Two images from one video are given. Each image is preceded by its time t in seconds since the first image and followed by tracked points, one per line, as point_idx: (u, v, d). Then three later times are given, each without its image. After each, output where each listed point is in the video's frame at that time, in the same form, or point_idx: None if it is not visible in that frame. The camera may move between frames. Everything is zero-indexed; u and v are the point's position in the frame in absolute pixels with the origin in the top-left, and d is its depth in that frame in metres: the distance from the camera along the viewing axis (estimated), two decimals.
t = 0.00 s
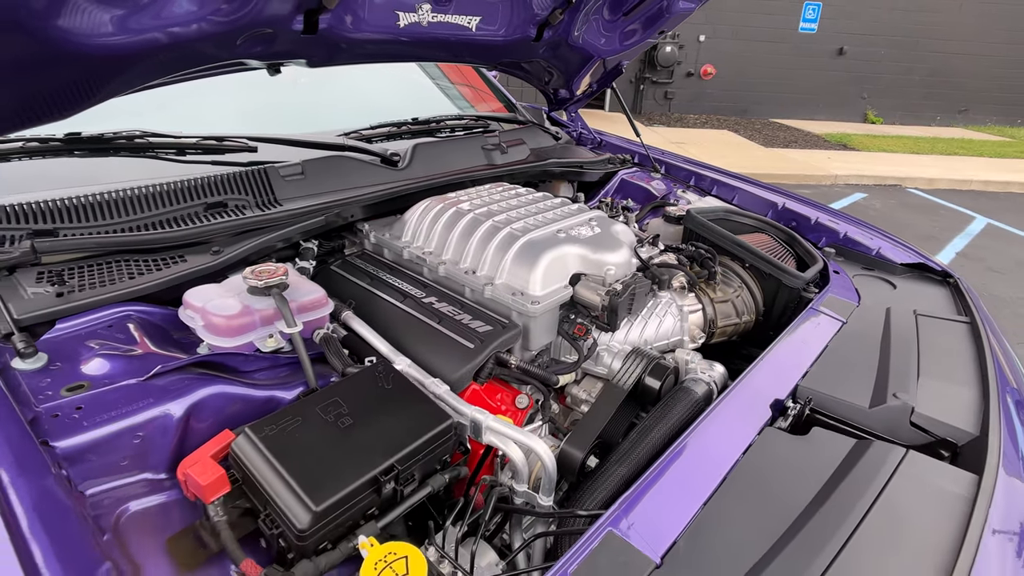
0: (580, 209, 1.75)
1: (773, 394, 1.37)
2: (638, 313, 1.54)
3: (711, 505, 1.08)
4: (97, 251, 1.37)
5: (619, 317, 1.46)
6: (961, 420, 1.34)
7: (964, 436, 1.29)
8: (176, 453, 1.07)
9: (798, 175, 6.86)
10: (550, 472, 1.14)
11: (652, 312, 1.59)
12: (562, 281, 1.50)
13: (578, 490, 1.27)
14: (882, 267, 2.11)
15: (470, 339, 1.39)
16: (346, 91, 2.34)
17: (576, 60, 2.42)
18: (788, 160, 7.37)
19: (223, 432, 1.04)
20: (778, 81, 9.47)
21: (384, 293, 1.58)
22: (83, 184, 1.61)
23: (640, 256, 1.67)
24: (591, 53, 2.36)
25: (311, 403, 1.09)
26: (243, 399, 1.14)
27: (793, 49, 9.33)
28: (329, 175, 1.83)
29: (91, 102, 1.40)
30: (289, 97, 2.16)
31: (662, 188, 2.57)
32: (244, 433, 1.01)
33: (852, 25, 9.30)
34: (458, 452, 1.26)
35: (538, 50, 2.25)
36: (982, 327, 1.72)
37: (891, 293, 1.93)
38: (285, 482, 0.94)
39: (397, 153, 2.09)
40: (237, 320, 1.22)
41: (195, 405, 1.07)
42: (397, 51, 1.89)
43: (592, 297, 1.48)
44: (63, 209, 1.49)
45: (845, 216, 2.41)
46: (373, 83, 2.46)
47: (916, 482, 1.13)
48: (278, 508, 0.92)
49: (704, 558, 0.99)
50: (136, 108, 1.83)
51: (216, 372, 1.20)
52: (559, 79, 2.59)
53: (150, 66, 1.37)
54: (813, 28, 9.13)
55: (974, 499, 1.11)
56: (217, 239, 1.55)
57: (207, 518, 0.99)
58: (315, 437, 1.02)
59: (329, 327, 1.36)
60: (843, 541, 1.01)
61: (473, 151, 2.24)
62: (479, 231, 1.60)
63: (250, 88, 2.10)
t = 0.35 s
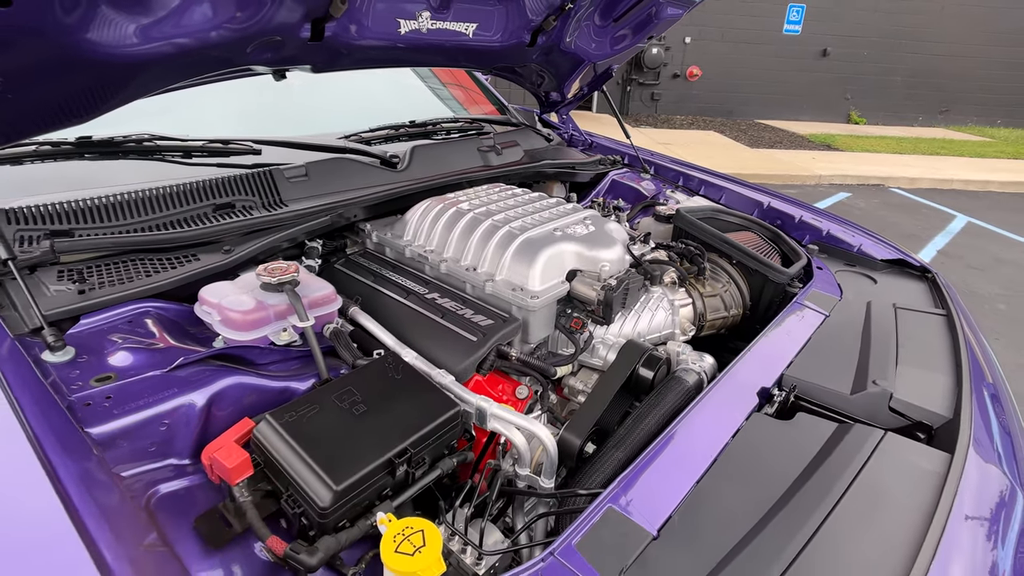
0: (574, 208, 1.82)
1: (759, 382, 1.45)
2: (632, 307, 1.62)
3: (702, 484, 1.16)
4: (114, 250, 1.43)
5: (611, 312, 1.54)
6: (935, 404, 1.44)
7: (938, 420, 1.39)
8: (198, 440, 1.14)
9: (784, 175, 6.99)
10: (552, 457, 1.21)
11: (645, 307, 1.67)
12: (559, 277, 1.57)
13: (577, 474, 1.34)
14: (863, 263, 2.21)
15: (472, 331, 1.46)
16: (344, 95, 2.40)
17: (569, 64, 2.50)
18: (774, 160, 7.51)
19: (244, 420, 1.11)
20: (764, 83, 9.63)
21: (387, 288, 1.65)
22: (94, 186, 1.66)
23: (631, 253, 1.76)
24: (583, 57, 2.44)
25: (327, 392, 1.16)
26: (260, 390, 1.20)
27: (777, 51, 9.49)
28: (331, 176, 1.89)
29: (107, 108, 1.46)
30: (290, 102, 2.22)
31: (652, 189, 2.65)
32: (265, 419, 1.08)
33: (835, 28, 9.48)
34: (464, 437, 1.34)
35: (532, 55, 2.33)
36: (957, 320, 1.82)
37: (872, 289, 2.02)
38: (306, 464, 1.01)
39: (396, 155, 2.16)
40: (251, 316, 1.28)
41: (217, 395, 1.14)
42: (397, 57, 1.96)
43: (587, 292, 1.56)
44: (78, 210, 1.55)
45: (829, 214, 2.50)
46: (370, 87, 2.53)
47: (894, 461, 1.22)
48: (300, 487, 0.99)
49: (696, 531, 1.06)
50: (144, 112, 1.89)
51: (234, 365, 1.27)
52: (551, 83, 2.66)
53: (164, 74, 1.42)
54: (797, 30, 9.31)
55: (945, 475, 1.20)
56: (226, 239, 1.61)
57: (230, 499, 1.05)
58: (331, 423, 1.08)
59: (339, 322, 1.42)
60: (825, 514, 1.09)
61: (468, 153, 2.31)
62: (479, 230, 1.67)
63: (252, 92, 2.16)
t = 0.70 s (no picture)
0: (563, 210, 1.88)
1: (742, 378, 1.51)
2: (619, 306, 1.67)
3: (685, 474, 1.22)
4: (117, 253, 1.48)
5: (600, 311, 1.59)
6: (910, 399, 1.50)
7: (912, 413, 1.45)
8: (201, 434, 1.19)
9: (774, 176, 7.08)
10: (541, 449, 1.27)
11: (633, 305, 1.73)
12: (549, 277, 1.63)
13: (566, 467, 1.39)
14: (846, 263, 2.27)
15: (464, 330, 1.52)
16: (339, 99, 2.45)
17: (560, 68, 2.55)
18: (765, 161, 7.59)
19: (245, 415, 1.16)
20: (755, 84, 9.72)
21: (382, 289, 1.70)
22: (97, 190, 1.71)
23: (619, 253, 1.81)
24: (574, 61, 2.49)
25: (325, 387, 1.20)
26: (259, 386, 1.25)
27: (769, 53, 9.58)
28: (327, 179, 1.94)
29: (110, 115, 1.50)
30: (286, 106, 2.27)
31: (642, 191, 2.71)
32: (265, 414, 1.12)
33: (825, 30, 9.58)
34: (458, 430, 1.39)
35: (524, 60, 2.38)
36: (935, 318, 1.88)
37: (854, 288, 2.09)
38: (305, 456, 1.05)
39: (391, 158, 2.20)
40: (250, 316, 1.32)
41: (219, 392, 1.19)
42: (392, 63, 2.00)
43: (576, 291, 1.61)
44: (81, 213, 1.59)
45: (814, 216, 2.57)
46: (365, 91, 2.58)
47: (868, 452, 1.28)
48: (300, 478, 1.04)
49: (678, 518, 1.12)
50: (143, 117, 1.93)
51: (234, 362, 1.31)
52: (543, 87, 2.72)
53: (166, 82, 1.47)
54: (788, 32, 9.42)
55: (915, 465, 1.26)
56: (225, 240, 1.65)
57: (233, 490, 1.10)
58: (330, 417, 1.13)
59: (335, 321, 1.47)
60: (800, 502, 1.15)
61: (461, 156, 2.36)
62: (472, 231, 1.72)
63: (249, 97, 2.20)
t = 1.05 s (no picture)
0: (551, 211, 1.88)
1: (726, 379, 1.50)
2: (605, 306, 1.67)
3: (664, 474, 1.21)
4: (103, 251, 1.48)
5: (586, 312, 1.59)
6: (895, 401, 1.50)
7: (896, 415, 1.45)
8: (180, 432, 1.20)
9: (775, 177, 7.07)
10: (522, 450, 1.27)
11: (619, 306, 1.73)
12: (535, 277, 1.63)
13: (548, 467, 1.39)
14: (838, 264, 2.27)
15: (448, 329, 1.52)
16: (331, 98, 2.45)
17: (553, 68, 2.54)
18: (766, 162, 7.58)
19: (224, 414, 1.16)
20: (757, 85, 9.70)
21: (369, 288, 1.70)
22: (85, 189, 1.71)
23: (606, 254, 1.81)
24: (568, 62, 2.48)
25: (304, 386, 1.21)
26: (240, 385, 1.25)
27: (771, 53, 9.57)
28: (316, 179, 1.94)
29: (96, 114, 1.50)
30: (277, 105, 2.27)
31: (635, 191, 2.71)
32: (243, 413, 1.13)
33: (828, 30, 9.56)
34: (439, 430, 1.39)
35: (515, 60, 2.38)
36: (924, 320, 1.87)
37: (845, 289, 2.08)
38: (281, 454, 1.06)
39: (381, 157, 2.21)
40: (232, 314, 1.32)
41: (198, 391, 1.19)
42: (381, 63, 2.00)
43: (561, 291, 1.61)
44: (69, 212, 1.60)
45: (807, 216, 2.56)
46: (358, 90, 2.58)
47: (849, 454, 1.28)
48: (275, 477, 1.04)
49: (655, 518, 1.12)
50: (133, 116, 1.94)
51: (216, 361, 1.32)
52: (536, 87, 2.72)
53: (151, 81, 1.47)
54: (790, 33, 9.40)
55: (896, 467, 1.25)
56: (212, 240, 1.66)
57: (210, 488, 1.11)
58: (308, 415, 1.13)
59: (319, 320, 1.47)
60: (777, 504, 1.15)
61: (453, 156, 2.36)
62: (459, 231, 1.73)
63: (240, 96, 2.21)
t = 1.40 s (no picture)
0: (542, 212, 1.81)
1: (721, 391, 1.43)
2: (596, 312, 1.60)
3: (647, 493, 1.14)
4: (74, 250, 1.44)
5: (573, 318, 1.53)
6: (901, 417, 1.41)
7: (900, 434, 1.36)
8: (140, 440, 1.15)
9: (786, 179, 6.95)
10: (499, 465, 1.20)
11: (611, 312, 1.66)
12: (521, 281, 1.56)
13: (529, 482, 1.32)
14: (846, 270, 2.17)
15: (427, 334, 1.45)
16: (324, 94, 2.40)
17: (552, 65, 2.48)
18: (777, 164, 7.46)
19: (184, 422, 1.11)
20: (770, 86, 9.56)
21: (350, 290, 1.64)
22: (64, 185, 1.68)
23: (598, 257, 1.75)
24: (566, 58, 2.41)
25: (269, 394, 1.15)
26: (204, 392, 1.20)
27: (785, 54, 9.43)
28: (302, 177, 1.88)
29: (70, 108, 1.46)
30: (268, 101, 2.23)
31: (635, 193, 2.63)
32: (202, 421, 1.07)
33: (843, 30, 9.40)
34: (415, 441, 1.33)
35: (511, 56, 2.31)
36: (936, 331, 1.78)
37: (851, 297, 1.99)
38: (236, 466, 1.00)
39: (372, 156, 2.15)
40: (200, 317, 1.27)
41: (158, 397, 1.14)
42: (370, 58, 1.95)
43: (549, 295, 1.55)
44: (44, 209, 1.56)
45: (814, 220, 2.47)
46: (352, 87, 2.53)
47: (847, 475, 1.20)
48: (229, 491, 0.98)
49: (634, 543, 1.05)
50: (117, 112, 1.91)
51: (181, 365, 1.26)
52: (535, 85, 2.65)
53: (124, 75, 1.43)
54: (805, 33, 9.26)
55: (900, 492, 1.17)
56: (189, 238, 1.61)
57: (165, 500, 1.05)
58: (268, 425, 1.08)
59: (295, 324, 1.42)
60: (768, 529, 1.07)
61: (446, 154, 2.30)
62: (444, 232, 1.66)
63: (229, 92, 2.16)
